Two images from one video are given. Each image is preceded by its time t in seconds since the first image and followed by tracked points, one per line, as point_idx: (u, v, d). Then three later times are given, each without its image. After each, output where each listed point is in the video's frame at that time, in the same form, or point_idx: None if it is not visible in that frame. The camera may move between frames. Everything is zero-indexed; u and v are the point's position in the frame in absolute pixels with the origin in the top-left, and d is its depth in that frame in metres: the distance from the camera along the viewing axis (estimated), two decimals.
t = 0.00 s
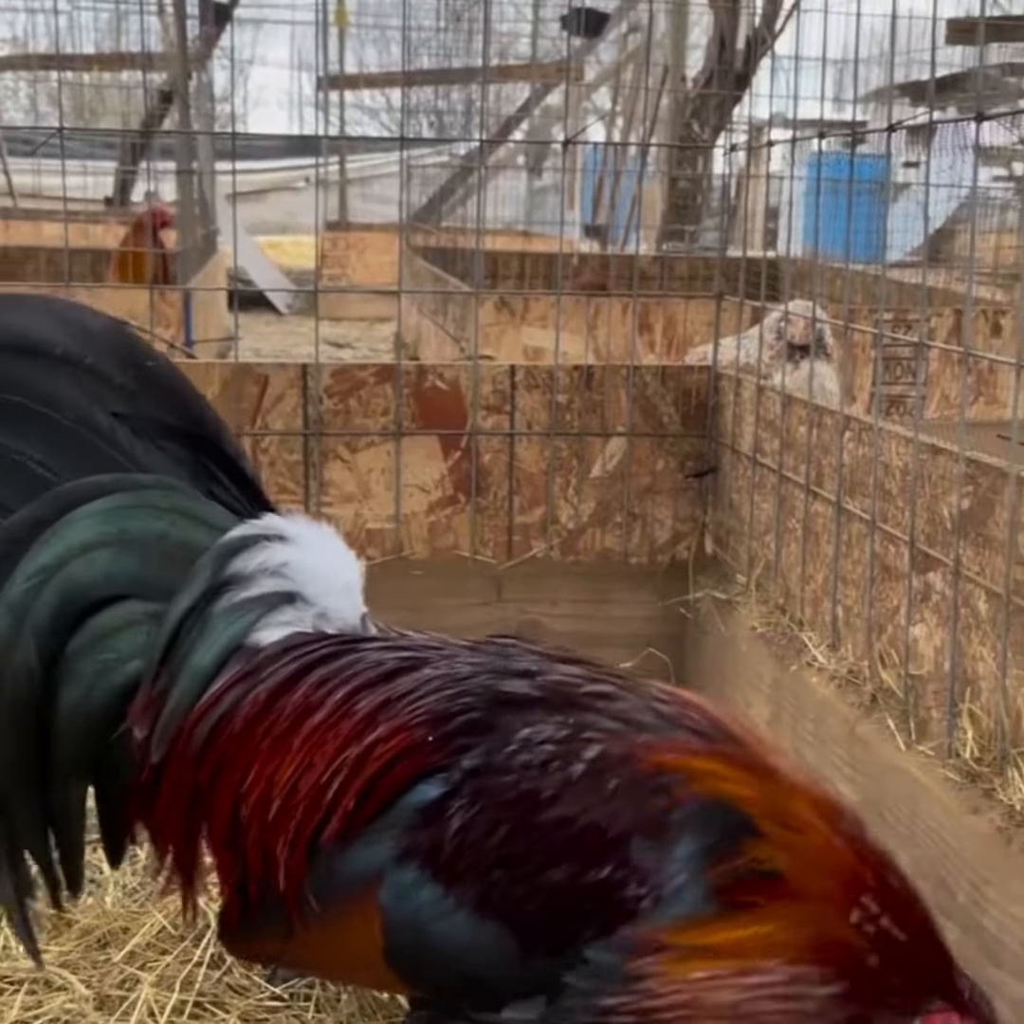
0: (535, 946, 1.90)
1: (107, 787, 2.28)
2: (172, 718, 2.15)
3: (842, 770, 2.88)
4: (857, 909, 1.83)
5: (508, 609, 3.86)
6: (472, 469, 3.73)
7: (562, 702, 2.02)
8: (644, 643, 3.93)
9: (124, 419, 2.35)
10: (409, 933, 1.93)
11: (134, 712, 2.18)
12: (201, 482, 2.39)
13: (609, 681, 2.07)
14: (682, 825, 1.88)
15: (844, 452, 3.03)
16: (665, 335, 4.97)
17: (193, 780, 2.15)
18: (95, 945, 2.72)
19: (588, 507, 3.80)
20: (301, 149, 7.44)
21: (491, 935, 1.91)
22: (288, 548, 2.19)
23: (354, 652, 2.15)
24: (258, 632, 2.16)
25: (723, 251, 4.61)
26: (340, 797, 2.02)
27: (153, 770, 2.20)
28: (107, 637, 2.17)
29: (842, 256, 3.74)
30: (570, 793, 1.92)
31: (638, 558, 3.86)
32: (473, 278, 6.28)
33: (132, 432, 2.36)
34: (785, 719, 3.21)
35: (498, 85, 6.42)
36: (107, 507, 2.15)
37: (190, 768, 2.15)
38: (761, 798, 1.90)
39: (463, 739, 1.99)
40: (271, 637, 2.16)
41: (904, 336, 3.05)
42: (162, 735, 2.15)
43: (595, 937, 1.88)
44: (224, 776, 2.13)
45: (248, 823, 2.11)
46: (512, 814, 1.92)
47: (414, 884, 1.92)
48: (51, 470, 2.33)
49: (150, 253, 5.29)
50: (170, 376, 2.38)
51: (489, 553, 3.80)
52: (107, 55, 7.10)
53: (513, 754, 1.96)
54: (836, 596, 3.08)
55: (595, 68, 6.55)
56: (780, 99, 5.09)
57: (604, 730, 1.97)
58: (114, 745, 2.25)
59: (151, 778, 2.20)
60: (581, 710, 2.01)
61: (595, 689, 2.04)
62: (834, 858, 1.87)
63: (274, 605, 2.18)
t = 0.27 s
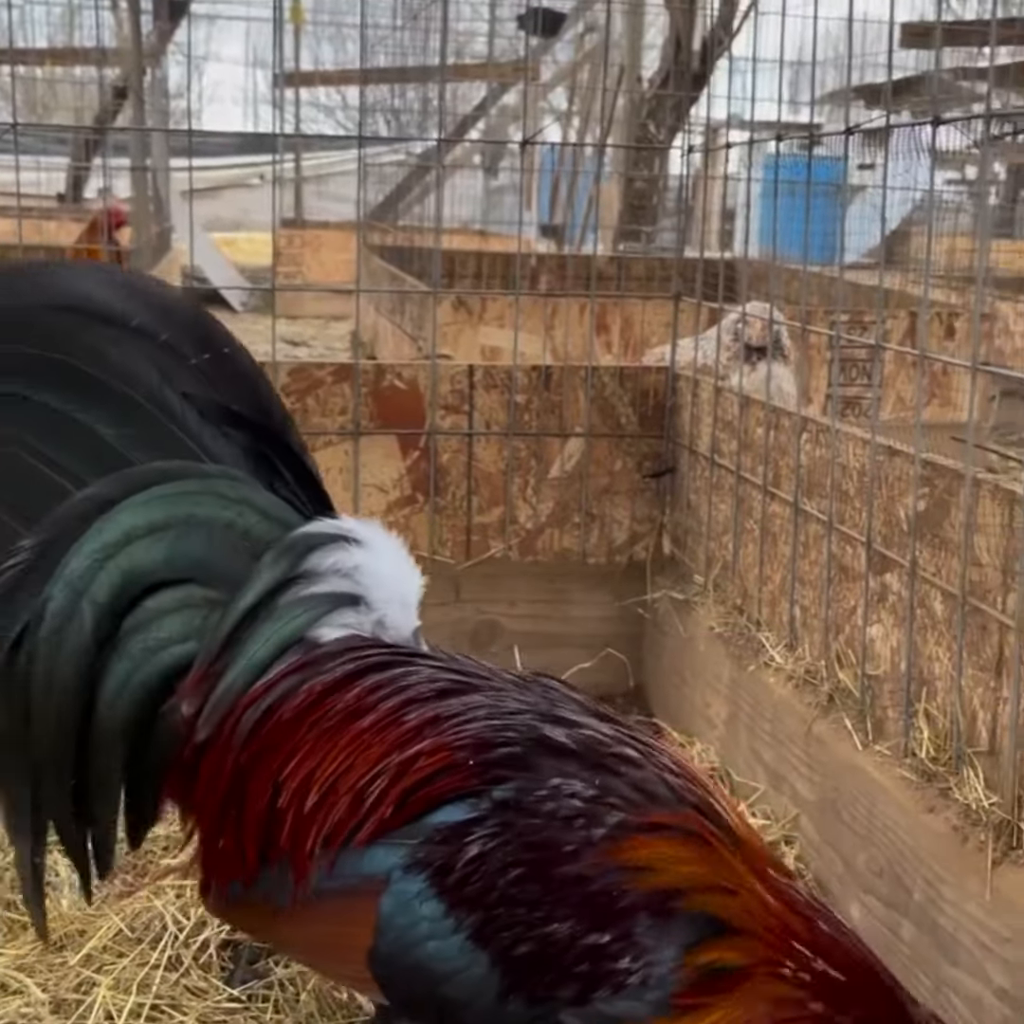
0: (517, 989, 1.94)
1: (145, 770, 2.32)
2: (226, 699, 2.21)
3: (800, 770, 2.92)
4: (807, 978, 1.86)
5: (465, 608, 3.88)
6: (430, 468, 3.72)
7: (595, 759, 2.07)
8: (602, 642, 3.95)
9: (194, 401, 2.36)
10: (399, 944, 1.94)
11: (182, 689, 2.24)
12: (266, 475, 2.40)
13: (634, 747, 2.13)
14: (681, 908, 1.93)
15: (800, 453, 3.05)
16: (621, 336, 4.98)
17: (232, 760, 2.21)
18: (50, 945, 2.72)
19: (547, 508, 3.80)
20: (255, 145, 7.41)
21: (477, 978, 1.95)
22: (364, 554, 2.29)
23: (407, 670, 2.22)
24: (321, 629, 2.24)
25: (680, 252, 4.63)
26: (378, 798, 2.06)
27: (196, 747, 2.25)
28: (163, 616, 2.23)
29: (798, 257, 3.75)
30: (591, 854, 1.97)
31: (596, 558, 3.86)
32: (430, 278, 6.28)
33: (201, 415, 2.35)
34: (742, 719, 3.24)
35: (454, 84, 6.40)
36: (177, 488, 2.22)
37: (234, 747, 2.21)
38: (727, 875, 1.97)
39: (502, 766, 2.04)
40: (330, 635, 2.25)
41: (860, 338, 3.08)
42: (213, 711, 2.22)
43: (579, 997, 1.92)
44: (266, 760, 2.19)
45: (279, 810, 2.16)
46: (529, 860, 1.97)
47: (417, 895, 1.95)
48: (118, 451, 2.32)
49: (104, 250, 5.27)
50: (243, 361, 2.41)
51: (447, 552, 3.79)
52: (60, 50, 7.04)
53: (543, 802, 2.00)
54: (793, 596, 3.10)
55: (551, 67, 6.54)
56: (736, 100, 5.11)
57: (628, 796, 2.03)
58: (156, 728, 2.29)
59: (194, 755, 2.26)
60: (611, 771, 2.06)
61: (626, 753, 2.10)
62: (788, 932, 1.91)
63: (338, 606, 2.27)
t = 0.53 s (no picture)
0: (512, 977, 1.95)
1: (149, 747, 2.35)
2: (226, 681, 2.24)
3: (769, 772, 2.94)
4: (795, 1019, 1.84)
5: (436, 609, 3.88)
6: (401, 470, 3.73)
7: (591, 755, 2.09)
8: (573, 644, 3.96)
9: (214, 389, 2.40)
10: (392, 930, 1.95)
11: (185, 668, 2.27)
12: (279, 465, 2.46)
13: (631, 748, 2.15)
14: (678, 903, 1.94)
15: (770, 456, 3.07)
16: (592, 338, 5.00)
17: (230, 743, 2.23)
18: (19, 947, 2.72)
19: (518, 510, 3.81)
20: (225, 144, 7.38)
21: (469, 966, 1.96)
22: (369, 547, 2.31)
23: (407, 662, 2.24)
24: (322, 617, 2.27)
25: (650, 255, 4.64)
26: (375, 784, 2.08)
27: (195, 726, 2.28)
28: (171, 596, 2.27)
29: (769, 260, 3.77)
30: (585, 843, 1.98)
31: (567, 560, 3.87)
32: (401, 279, 6.28)
33: (219, 403, 2.40)
34: (711, 720, 3.26)
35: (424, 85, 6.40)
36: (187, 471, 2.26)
37: (231, 729, 2.23)
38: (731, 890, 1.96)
39: (499, 756, 2.06)
40: (331, 624, 2.27)
41: (829, 342, 3.10)
42: (212, 692, 2.25)
43: (570, 985, 1.93)
44: (263, 744, 2.21)
45: (274, 794, 2.18)
46: (525, 847, 1.98)
47: (412, 882, 1.97)
48: (134, 434, 2.37)
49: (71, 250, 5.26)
50: (265, 353, 2.44)
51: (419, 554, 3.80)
52: (28, 48, 7.01)
53: (536, 792, 2.02)
54: (763, 598, 3.12)
55: (521, 69, 6.54)
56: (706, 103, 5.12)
57: (624, 791, 2.04)
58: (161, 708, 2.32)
59: (192, 735, 2.28)
60: (606, 765, 2.08)
61: (622, 752, 2.11)
62: (786, 968, 1.89)
63: (342, 594, 2.30)
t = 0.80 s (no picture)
0: (461, 965, 1.89)
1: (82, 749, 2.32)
2: (150, 687, 2.18)
3: (737, 775, 2.95)
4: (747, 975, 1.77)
5: (405, 612, 3.87)
6: (370, 473, 3.73)
7: (527, 734, 2.03)
8: (542, 647, 3.97)
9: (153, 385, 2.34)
10: (340, 932, 1.91)
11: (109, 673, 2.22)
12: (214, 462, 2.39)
13: (571, 722, 2.08)
14: (626, 874, 1.87)
15: (738, 461, 3.08)
16: (562, 342, 5.02)
17: (159, 752, 2.17)
18: None
19: (487, 513, 3.82)
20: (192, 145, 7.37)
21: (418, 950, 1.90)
22: (296, 543, 2.21)
23: (336, 656, 2.16)
24: (246, 617, 2.19)
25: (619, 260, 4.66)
26: (307, 786, 2.02)
27: (121, 737, 2.21)
28: (102, 593, 2.24)
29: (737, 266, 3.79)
30: (523, 822, 1.91)
31: (536, 563, 3.88)
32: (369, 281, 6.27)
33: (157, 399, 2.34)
34: (679, 723, 3.27)
35: (394, 88, 6.41)
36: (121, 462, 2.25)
37: (160, 736, 2.18)
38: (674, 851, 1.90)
39: (433, 750, 2.00)
40: (256, 624, 2.19)
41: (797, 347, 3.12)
42: (136, 701, 2.19)
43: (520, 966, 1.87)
44: (193, 751, 2.15)
45: (210, 802, 2.12)
46: (463, 833, 1.92)
47: (354, 881, 1.91)
48: (67, 425, 2.31)
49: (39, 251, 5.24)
50: (209, 350, 2.39)
51: (387, 557, 3.80)
52: None
53: (476, 778, 1.96)
54: (731, 602, 3.13)
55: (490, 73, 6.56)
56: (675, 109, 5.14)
57: (563, 766, 1.97)
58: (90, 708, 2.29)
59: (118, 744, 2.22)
60: (541, 739, 2.03)
61: (559, 727, 2.05)
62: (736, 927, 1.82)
63: (267, 592, 2.22)
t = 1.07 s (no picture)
0: (425, 972, 1.95)
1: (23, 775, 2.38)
2: (94, 714, 2.26)
3: (716, 779, 2.96)
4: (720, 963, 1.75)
5: (386, 617, 3.86)
6: (352, 475, 3.73)
7: (475, 732, 2.09)
8: (523, 650, 3.97)
9: (78, 396, 2.40)
10: (305, 944, 2.00)
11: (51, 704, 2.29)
12: (148, 474, 2.48)
13: (522, 715, 2.14)
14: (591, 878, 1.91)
15: (719, 466, 3.10)
16: (543, 347, 5.03)
17: (113, 779, 2.27)
18: None
19: (469, 517, 3.83)
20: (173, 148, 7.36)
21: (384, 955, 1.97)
22: (228, 560, 2.30)
23: (278, 670, 2.26)
24: (186, 637, 2.28)
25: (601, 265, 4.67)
26: (257, 802, 2.13)
27: (70, 763, 2.31)
28: (37, 622, 2.29)
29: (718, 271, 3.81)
30: (474, 824, 1.97)
31: (517, 566, 3.89)
32: (351, 284, 6.28)
33: (85, 411, 2.40)
34: (659, 727, 3.27)
35: (376, 92, 6.41)
36: (52, 487, 2.28)
37: (109, 762, 2.27)
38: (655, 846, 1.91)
39: (378, 758, 2.08)
40: (197, 642, 2.28)
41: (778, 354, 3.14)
42: (80, 729, 2.27)
43: (483, 969, 1.92)
44: (140, 775, 2.25)
45: (163, 826, 2.23)
46: (417, 841, 1.98)
47: (313, 895, 2.00)
48: None
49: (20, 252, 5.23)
50: (132, 358, 2.46)
51: (368, 560, 3.81)
52: None
53: (426, 785, 2.02)
54: (711, 606, 3.14)
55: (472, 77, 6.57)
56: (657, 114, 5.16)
57: (513, 761, 2.03)
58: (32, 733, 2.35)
59: (69, 771, 2.32)
60: (492, 733, 2.09)
61: (511, 723, 2.10)
62: (708, 910, 1.82)
63: (205, 613, 2.30)
